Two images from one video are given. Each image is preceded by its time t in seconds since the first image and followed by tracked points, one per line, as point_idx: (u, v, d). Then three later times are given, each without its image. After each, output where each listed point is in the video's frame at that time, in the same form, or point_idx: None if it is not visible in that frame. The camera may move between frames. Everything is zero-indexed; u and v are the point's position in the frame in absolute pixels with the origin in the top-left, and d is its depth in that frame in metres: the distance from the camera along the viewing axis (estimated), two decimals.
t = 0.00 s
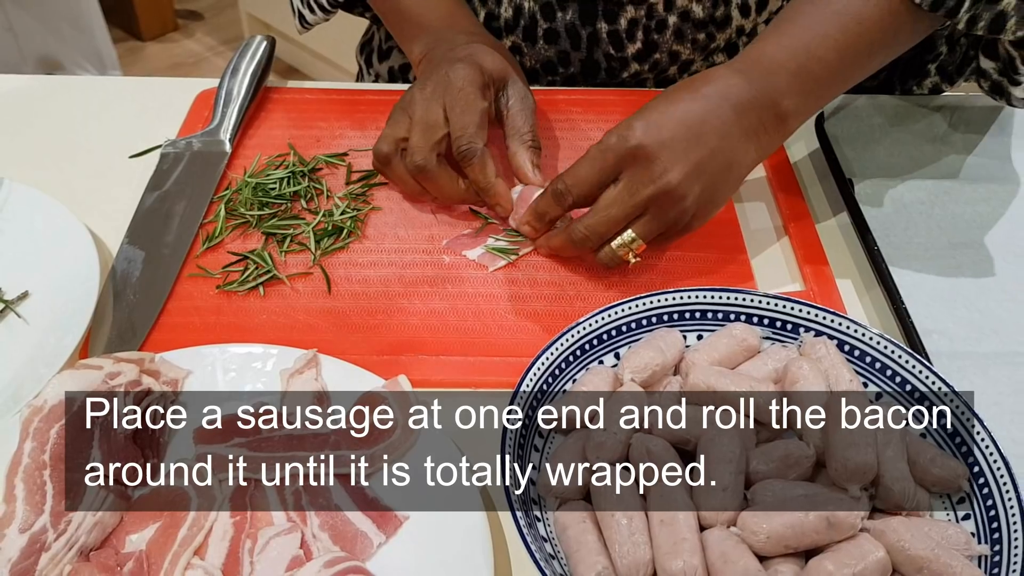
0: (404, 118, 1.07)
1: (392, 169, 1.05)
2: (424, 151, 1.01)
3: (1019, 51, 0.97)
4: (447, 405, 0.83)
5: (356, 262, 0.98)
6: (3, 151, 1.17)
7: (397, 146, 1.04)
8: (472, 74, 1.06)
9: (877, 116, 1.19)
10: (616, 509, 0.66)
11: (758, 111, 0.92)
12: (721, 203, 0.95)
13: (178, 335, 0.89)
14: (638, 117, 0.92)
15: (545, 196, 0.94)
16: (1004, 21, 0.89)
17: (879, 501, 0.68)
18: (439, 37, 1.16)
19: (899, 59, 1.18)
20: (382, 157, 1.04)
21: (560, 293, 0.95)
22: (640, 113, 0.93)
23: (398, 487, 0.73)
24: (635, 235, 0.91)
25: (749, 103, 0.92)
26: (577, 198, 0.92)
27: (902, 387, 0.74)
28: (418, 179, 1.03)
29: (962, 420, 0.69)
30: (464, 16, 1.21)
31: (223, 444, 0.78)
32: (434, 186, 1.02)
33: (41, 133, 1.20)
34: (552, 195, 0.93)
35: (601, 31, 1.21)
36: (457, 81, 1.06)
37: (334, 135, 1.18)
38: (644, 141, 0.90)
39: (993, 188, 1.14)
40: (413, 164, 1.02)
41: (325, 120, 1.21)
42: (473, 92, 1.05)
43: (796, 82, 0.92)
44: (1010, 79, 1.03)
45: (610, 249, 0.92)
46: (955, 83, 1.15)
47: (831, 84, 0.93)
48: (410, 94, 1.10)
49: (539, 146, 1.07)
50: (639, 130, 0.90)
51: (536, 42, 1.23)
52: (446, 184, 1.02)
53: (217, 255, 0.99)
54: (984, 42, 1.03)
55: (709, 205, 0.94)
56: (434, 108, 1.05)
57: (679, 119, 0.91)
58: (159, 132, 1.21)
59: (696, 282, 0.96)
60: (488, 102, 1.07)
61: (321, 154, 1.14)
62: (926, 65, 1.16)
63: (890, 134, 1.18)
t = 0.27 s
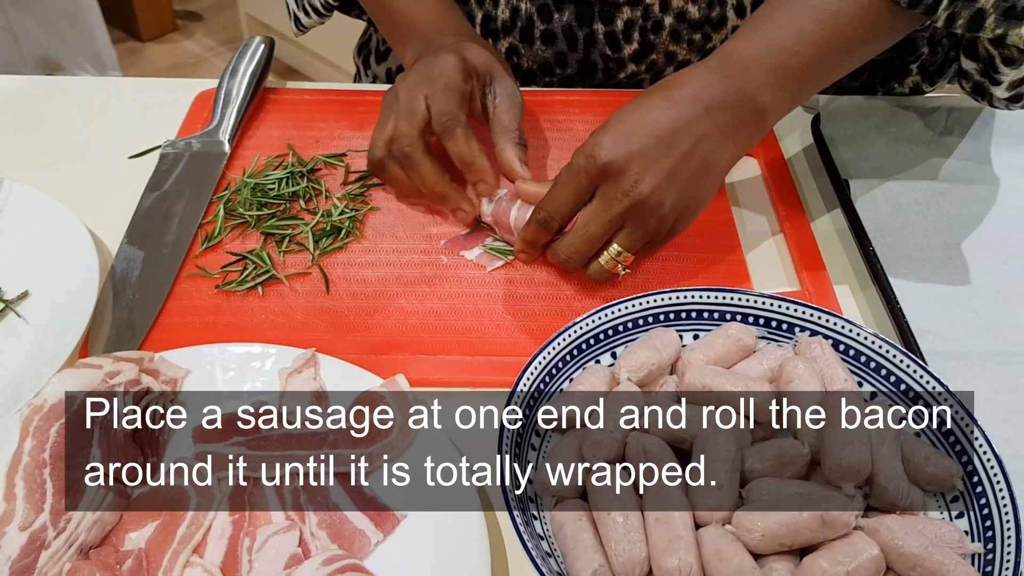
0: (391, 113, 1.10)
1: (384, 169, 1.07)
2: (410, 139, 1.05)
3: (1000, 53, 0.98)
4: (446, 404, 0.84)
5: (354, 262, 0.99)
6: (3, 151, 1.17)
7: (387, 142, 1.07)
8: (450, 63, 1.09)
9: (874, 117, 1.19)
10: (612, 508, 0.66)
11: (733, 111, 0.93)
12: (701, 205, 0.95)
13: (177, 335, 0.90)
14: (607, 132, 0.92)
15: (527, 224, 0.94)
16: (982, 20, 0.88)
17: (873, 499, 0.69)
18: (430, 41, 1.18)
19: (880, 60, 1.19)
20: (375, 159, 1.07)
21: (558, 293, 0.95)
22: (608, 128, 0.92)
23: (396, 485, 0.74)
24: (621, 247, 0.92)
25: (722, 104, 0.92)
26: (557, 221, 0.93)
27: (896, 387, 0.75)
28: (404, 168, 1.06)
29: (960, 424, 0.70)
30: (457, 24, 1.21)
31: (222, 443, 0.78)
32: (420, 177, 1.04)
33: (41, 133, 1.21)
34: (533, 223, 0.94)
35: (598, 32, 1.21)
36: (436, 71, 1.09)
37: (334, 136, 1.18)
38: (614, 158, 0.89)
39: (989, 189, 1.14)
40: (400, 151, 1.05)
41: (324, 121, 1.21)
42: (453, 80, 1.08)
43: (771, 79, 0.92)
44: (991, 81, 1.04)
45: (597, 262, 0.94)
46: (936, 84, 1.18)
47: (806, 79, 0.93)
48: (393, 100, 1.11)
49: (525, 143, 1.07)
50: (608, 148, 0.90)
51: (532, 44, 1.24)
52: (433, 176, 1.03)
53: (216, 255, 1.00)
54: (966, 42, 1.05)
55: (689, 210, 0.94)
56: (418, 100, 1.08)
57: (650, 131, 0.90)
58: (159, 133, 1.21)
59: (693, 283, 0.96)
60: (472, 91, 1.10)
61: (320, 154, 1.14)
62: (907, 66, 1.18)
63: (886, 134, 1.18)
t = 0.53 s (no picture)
0: (381, 122, 1.06)
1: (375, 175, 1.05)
2: (408, 152, 1.02)
3: (983, 52, 1.03)
4: (445, 402, 0.84)
5: (354, 261, 0.99)
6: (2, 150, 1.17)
7: (378, 147, 1.05)
8: (442, 71, 1.06)
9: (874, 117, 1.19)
10: (612, 505, 0.67)
11: (729, 105, 0.92)
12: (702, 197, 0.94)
13: (177, 333, 0.90)
14: (607, 124, 0.90)
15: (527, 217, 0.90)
16: (967, 20, 0.95)
17: (871, 498, 0.69)
18: (420, 49, 1.17)
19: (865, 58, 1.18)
20: (364, 163, 1.05)
21: (557, 292, 0.95)
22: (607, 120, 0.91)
23: (396, 484, 0.74)
24: (630, 240, 0.90)
25: (720, 97, 0.92)
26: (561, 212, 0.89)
27: (895, 386, 0.75)
28: (404, 181, 1.04)
29: (960, 425, 0.70)
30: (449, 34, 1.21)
31: (221, 441, 0.79)
32: (419, 189, 1.03)
33: (38, 132, 1.21)
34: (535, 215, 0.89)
35: (590, 31, 1.21)
36: (429, 80, 1.06)
37: (333, 136, 1.19)
38: (618, 146, 0.88)
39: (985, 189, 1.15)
40: (399, 164, 1.02)
41: (323, 120, 1.21)
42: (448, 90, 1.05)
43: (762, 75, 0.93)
44: (972, 79, 1.09)
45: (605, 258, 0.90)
46: (922, 81, 1.17)
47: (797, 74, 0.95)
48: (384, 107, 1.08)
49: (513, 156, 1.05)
50: (609, 138, 0.88)
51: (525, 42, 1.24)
52: (426, 184, 1.03)
53: (216, 254, 1.00)
54: (950, 41, 1.08)
55: (692, 201, 0.92)
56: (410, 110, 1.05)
57: (652, 120, 0.89)
58: (158, 132, 1.21)
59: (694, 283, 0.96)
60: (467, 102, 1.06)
61: (319, 154, 1.15)
62: (892, 64, 1.17)
63: (884, 135, 1.18)
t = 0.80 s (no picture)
0: (363, 124, 1.05)
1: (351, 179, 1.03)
2: (382, 158, 1.00)
3: (970, 52, 1.02)
4: (445, 402, 0.84)
5: (354, 261, 0.99)
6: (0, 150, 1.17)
7: (354, 151, 1.02)
8: (434, 80, 1.05)
9: (874, 117, 1.19)
10: (613, 504, 0.66)
11: (713, 109, 0.93)
12: (685, 200, 0.94)
13: (176, 332, 0.90)
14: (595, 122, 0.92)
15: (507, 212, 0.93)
16: (954, 20, 0.94)
17: (872, 497, 0.69)
18: (411, 41, 1.16)
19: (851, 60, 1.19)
20: (341, 168, 1.03)
21: (557, 291, 0.95)
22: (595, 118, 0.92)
23: (397, 483, 0.74)
24: (606, 236, 0.91)
25: (708, 99, 0.93)
26: (540, 208, 0.91)
27: (896, 386, 0.75)
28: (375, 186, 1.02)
29: (960, 425, 0.70)
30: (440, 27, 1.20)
31: (220, 440, 0.78)
32: (394, 197, 1.01)
33: (35, 132, 1.20)
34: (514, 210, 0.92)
35: (582, 28, 1.22)
36: (422, 89, 1.05)
37: (333, 135, 1.18)
38: (602, 144, 0.89)
39: (983, 188, 1.15)
40: (372, 170, 1.00)
41: (322, 119, 1.21)
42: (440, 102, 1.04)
43: (753, 77, 0.95)
44: (960, 78, 1.08)
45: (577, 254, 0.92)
46: (907, 81, 1.18)
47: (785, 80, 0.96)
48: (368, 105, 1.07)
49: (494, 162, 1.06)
50: (596, 137, 0.90)
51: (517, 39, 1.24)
52: (403, 192, 1.01)
53: (216, 253, 0.99)
54: (937, 41, 1.08)
55: (673, 203, 0.93)
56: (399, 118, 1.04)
57: (635, 120, 0.91)
58: (156, 131, 1.21)
59: (694, 282, 0.95)
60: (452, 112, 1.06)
61: (319, 153, 1.14)
62: (879, 64, 1.18)
63: (883, 135, 1.18)
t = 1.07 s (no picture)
0: (394, 121, 1.02)
1: (392, 184, 1.01)
2: (431, 155, 0.97)
3: (954, 43, 1.01)
4: (442, 402, 0.83)
5: (351, 261, 0.98)
6: None
7: (397, 153, 1.01)
8: (466, 74, 1.00)
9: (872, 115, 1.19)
10: (611, 504, 0.66)
11: (696, 101, 0.92)
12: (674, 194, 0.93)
13: (174, 332, 0.89)
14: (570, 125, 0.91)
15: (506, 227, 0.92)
16: (938, 10, 0.94)
17: (872, 497, 0.69)
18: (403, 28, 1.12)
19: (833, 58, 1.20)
20: (379, 169, 1.01)
21: (556, 291, 0.95)
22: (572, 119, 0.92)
23: (395, 484, 0.73)
24: (596, 240, 0.91)
25: (685, 91, 0.91)
26: (530, 219, 0.91)
27: (896, 386, 0.75)
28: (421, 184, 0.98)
29: (960, 424, 0.70)
30: (433, 13, 1.16)
31: (217, 441, 0.78)
32: (435, 198, 0.98)
33: (31, 132, 1.20)
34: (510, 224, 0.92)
35: (571, 24, 1.21)
36: (451, 77, 1.01)
37: (330, 134, 1.18)
38: (579, 147, 0.88)
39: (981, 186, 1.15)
40: (422, 168, 0.97)
41: (320, 119, 1.21)
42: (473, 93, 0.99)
43: (728, 63, 0.93)
44: (944, 70, 1.07)
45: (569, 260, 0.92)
46: (891, 77, 1.18)
47: (763, 60, 0.94)
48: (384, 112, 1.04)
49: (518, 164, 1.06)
50: (567, 138, 0.89)
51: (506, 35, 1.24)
52: (439, 195, 0.97)
53: (214, 253, 0.99)
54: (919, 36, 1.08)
55: (661, 199, 0.92)
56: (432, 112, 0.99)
57: (612, 120, 0.90)
58: (153, 131, 1.20)
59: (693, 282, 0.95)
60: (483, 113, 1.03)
61: (317, 153, 1.14)
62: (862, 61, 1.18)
63: (882, 134, 1.18)
